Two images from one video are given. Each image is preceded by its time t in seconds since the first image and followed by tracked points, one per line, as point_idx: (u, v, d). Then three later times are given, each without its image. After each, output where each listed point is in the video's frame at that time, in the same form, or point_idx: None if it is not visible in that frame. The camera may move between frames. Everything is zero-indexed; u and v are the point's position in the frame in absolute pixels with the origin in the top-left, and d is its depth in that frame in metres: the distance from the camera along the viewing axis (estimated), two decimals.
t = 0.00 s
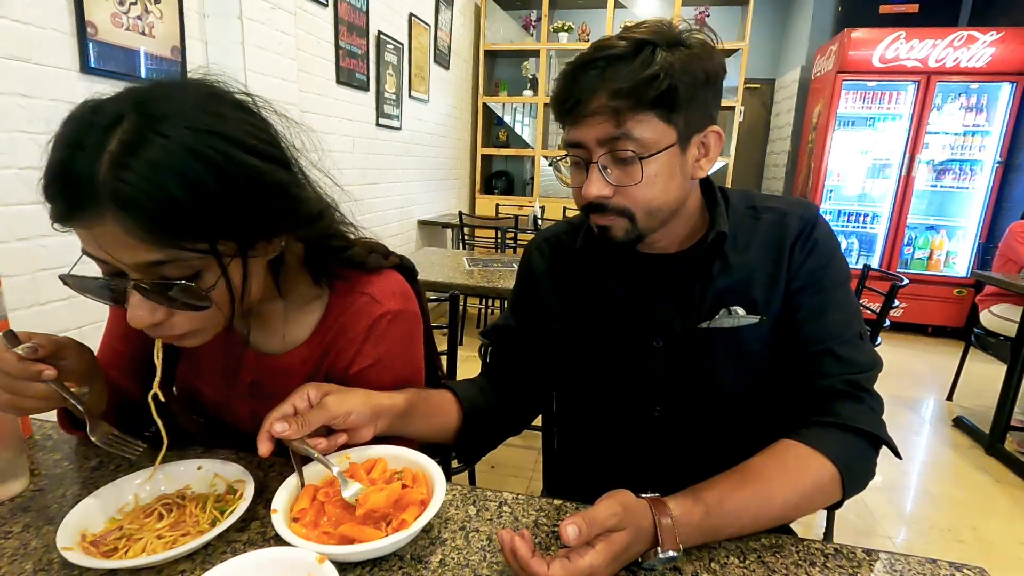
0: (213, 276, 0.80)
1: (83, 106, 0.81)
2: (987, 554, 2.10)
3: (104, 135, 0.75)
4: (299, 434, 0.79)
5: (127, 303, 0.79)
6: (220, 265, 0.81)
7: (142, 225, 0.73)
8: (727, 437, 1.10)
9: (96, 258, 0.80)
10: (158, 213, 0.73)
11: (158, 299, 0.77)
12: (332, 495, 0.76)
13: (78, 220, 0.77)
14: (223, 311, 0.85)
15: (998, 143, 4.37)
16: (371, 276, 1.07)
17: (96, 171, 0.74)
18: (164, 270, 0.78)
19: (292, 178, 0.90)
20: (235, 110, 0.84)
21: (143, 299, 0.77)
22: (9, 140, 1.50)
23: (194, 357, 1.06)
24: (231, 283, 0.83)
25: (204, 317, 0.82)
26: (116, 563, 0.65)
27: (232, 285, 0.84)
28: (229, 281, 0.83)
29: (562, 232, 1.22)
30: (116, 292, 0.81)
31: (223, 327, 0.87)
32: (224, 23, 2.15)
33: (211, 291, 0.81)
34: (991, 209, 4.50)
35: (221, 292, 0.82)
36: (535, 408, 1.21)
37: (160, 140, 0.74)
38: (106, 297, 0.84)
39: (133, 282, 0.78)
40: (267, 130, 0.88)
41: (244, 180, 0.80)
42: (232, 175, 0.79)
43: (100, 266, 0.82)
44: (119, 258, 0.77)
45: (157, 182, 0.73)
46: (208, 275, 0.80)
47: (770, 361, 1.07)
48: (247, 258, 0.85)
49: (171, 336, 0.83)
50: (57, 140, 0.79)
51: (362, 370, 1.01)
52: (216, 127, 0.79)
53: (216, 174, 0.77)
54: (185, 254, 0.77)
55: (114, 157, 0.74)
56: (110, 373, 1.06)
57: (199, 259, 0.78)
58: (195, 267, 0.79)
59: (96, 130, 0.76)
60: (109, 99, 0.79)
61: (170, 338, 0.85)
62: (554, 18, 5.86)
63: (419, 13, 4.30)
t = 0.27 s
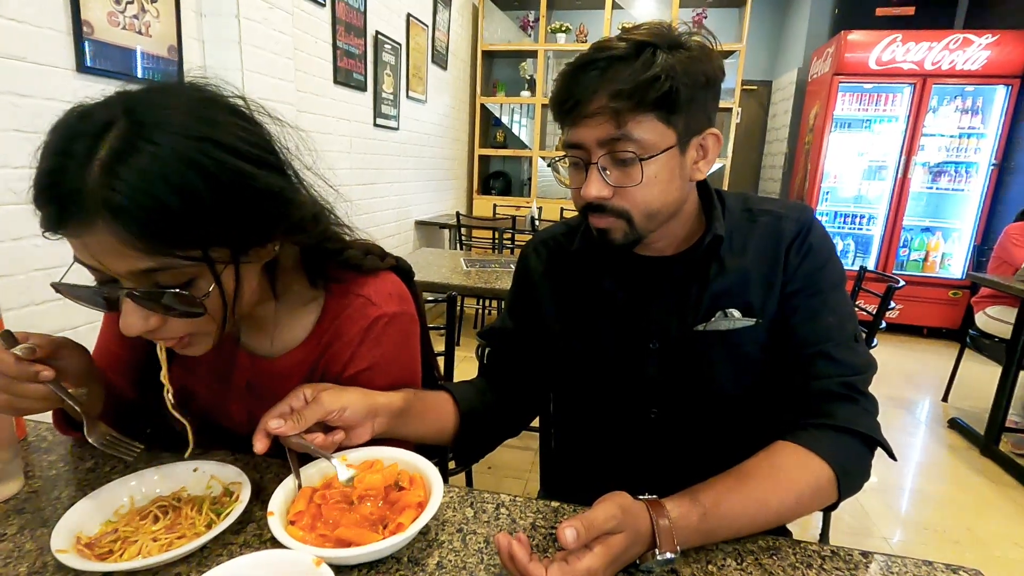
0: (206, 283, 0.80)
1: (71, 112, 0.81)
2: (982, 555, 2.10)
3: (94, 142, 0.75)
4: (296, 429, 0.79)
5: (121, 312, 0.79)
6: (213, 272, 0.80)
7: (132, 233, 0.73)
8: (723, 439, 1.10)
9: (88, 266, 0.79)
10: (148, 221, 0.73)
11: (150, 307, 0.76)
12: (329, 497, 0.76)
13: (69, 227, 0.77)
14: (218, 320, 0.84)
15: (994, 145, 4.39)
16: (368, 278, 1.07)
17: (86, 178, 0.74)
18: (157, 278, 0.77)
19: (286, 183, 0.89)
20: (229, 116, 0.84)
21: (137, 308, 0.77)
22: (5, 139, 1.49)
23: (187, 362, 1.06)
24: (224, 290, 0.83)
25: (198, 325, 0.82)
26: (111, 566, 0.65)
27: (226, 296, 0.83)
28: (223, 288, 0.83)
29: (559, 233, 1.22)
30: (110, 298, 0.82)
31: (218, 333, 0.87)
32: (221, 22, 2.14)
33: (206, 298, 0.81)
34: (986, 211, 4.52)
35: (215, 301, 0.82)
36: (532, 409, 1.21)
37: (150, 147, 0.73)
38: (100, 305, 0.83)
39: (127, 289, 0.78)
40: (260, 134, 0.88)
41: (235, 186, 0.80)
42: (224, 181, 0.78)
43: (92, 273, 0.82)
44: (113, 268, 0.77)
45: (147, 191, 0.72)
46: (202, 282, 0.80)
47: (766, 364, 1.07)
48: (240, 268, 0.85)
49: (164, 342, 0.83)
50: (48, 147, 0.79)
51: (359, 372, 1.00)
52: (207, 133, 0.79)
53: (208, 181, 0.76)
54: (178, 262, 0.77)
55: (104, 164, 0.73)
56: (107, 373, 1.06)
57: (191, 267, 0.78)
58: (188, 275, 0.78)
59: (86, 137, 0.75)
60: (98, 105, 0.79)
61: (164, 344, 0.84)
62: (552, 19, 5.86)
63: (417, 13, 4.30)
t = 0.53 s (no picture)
0: (203, 285, 0.81)
1: (66, 114, 0.80)
2: (976, 557, 2.12)
3: (91, 144, 0.74)
4: (298, 418, 0.78)
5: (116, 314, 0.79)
6: (210, 273, 0.80)
7: (129, 235, 0.73)
8: (719, 442, 1.11)
9: (84, 267, 0.79)
10: (144, 224, 0.72)
11: (147, 308, 0.76)
12: (325, 501, 0.75)
13: (65, 229, 0.76)
14: (214, 320, 0.84)
15: (987, 149, 4.42)
16: (364, 280, 1.07)
17: (83, 180, 0.74)
18: (155, 280, 0.77)
19: (283, 185, 0.89)
20: (226, 118, 0.84)
21: (134, 308, 0.77)
22: None
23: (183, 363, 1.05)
24: (221, 292, 0.83)
25: (195, 326, 0.82)
26: (105, 570, 0.64)
27: (222, 295, 0.84)
28: (220, 290, 0.83)
29: (556, 236, 1.23)
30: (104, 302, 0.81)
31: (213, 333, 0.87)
32: (218, 23, 2.14)
33: (202, 300, 0.81)
34: (979, 215, 4.54)
35: (212, 303, 0.82)
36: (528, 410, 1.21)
37: (146, 149, 0.73)
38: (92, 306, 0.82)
39: (122, 290, 0.77)
40: (256, 136, 0.88)
41: (234, 188, 0.80)
42: (222, 183, 0.78)
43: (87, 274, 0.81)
44: (109, 270, 0.77)
45: (144, 193, 0.72)
46: (199, 284, 0.80)
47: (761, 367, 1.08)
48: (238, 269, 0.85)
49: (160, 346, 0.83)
50: (42, 148, 0.78)
51: (355, 373, 1.00)
52: (205, 136, 0.79)
53: (206, 183, 0.76)
54: (175, 264, 0.77)
55: (100, 166, 0.73)
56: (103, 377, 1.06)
57: (189, 268, 0.78)
58: (185, 276, 0.79)
59: (82, 139, 0.75)
60: (94, 106, 0.78)
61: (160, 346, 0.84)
62: (549, 21, 5.88)
63: (414, 15, 4.30)
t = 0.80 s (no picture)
0: (203, 287, 0.81)
1: (69, 118, 0.81)
2: (970, 561, 2.12)
3: (93, 146, 0.75)
4: (329, 395, 0.83)
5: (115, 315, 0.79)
6: (210, 275, 0.81)
7: (130, 237, 0.73)
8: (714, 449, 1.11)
9: (85, 270, 0.79)
10: (145, 226, 0.73)
11: (148, 310, 0.77)
12: (321, 508, 0.75)
13: (67, 231, 0.76)
14: (215, 320, 0.85)
15: (979, 155, 4.46)
16: (362, 284, 1.07)
17: (84, 183, 0.74)
18: (155, 282, 0.77)
19: (281, 188, 0.90)
20: (228, 123, 0.85)
21: (135, 310, 0.77)
22: None
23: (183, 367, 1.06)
24: (221, 294, 0.84)
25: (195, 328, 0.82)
26: None
27: (222, 297, 0.84)
28: (219, 293, 0.83)
29: (556, 240, 1.23)
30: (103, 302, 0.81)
31: (213, 338, 0.88)
32: (215, 29, 2.14)
33: (202, 302, 0.81)
34: (972, 220, 4.57)
35: (212, 304, 0.82)
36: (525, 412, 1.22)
37: (148, 152, 0.74)
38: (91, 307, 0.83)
39: (121, 291, 0.77)
40: (255, 141, 0.88)
41: (234, 192, 0.81)
42: (222, 187, 0.79)
43: (84, 276, 0.81)
44: (110, 271, 0.77)
45: (146, 194, 0.73)
46: (198, 286, 0.80)
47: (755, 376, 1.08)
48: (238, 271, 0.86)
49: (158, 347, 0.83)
50: (44, 151, 0.78)
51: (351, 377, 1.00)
52: (206, 140, 0.80)
53: (206, 187, 0.77)
54: (175, 265, 0.77)
55: (102, 168, 0.74)
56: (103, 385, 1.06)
57: (190, 270, 0.79)
58: (185, 278, 0.79)
59: (84, 142, 0.75)
60: (96, 109, 0.79)
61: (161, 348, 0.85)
62: (546, 26, 5.90)
63: (411, 20, 4.32)
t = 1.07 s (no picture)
0: (205, 289, 0.82)
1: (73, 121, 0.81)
2: (966, 563, 2.13)
3: (98, 150, 0.76)
4: (422, 349, 0.89)
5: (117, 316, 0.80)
6: (212, 277, 0.82)
7: (134, 239, 0.74)
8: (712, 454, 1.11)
9: (88, 271, 0.80)
10: (150, 230, 0.74)
11: (151, 312, 0.78)
12: (319, 511, 0.75)
13: (70, 233, 0.77)
14: (215, 323, 0.85)
15: (973, 158, 4.49)
16: (361, 287, 1.07)
17: (89, 186, 0.75)
18: (158, 283, 0.78)
19: (280, 190, 0.90)
20: (228, 127, 0.86)
21: (136, 310, 0.78)
22: None
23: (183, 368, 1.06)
24: (222, 295, 0.84)
25: (196, 330, 0.83)
26: None
27: (222, 298, 0.85)
28: (221, 294, 0.84)
29: (556, 242, 1.24)
30: (104, 303, 0.81)
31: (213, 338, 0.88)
32: (213, 33, 2.15)
33: (204, 303, 0.82)
34: (967, 223, 4.60)
35: (213, 306, 0.83)
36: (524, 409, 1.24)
37: (152, 156, 0.75)
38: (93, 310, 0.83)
39: (124, 293, 0.78)
40: (256, 145, 0.89)
41: (237, 195, 0.82)
42: (224, 190, 0.80)
43: (88, 277, 0.82)
44: (113, 271, 0.78)
45: (149, 196, 0.74)
46: (200, 288, 0.81)
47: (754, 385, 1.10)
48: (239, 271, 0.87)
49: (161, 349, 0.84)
50: (49, 154, 0.79)
51: (349, 380, 1.00)
52: (208, 143, 0.80)
53: (208, 190, 0.78)
54: (178, 266, 0.78)
55: (107, 171, 0.74)
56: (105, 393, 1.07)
57: (191, 271, 0.79)
58: (187, 280, 0.80)
59: (89, 146, 0.76)
60: (102, 114, 0.80)
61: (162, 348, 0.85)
62: (542, 31, 5.93)
63: (408, 25, 4.34)
